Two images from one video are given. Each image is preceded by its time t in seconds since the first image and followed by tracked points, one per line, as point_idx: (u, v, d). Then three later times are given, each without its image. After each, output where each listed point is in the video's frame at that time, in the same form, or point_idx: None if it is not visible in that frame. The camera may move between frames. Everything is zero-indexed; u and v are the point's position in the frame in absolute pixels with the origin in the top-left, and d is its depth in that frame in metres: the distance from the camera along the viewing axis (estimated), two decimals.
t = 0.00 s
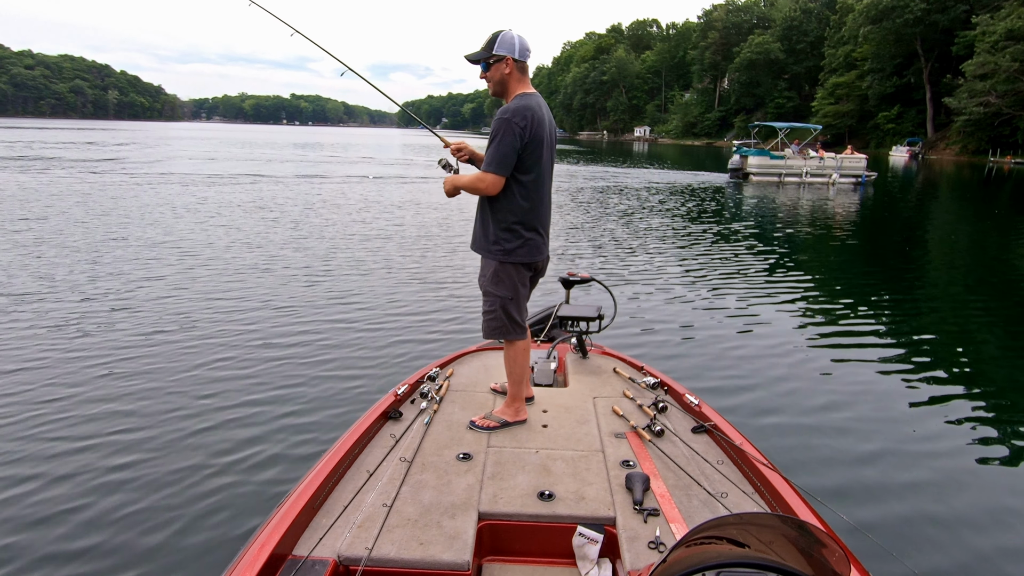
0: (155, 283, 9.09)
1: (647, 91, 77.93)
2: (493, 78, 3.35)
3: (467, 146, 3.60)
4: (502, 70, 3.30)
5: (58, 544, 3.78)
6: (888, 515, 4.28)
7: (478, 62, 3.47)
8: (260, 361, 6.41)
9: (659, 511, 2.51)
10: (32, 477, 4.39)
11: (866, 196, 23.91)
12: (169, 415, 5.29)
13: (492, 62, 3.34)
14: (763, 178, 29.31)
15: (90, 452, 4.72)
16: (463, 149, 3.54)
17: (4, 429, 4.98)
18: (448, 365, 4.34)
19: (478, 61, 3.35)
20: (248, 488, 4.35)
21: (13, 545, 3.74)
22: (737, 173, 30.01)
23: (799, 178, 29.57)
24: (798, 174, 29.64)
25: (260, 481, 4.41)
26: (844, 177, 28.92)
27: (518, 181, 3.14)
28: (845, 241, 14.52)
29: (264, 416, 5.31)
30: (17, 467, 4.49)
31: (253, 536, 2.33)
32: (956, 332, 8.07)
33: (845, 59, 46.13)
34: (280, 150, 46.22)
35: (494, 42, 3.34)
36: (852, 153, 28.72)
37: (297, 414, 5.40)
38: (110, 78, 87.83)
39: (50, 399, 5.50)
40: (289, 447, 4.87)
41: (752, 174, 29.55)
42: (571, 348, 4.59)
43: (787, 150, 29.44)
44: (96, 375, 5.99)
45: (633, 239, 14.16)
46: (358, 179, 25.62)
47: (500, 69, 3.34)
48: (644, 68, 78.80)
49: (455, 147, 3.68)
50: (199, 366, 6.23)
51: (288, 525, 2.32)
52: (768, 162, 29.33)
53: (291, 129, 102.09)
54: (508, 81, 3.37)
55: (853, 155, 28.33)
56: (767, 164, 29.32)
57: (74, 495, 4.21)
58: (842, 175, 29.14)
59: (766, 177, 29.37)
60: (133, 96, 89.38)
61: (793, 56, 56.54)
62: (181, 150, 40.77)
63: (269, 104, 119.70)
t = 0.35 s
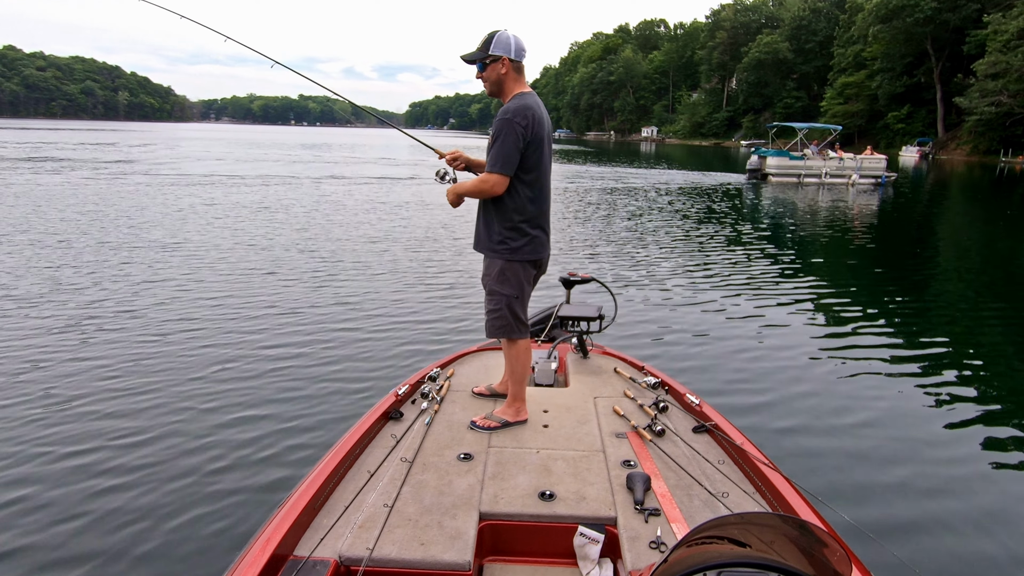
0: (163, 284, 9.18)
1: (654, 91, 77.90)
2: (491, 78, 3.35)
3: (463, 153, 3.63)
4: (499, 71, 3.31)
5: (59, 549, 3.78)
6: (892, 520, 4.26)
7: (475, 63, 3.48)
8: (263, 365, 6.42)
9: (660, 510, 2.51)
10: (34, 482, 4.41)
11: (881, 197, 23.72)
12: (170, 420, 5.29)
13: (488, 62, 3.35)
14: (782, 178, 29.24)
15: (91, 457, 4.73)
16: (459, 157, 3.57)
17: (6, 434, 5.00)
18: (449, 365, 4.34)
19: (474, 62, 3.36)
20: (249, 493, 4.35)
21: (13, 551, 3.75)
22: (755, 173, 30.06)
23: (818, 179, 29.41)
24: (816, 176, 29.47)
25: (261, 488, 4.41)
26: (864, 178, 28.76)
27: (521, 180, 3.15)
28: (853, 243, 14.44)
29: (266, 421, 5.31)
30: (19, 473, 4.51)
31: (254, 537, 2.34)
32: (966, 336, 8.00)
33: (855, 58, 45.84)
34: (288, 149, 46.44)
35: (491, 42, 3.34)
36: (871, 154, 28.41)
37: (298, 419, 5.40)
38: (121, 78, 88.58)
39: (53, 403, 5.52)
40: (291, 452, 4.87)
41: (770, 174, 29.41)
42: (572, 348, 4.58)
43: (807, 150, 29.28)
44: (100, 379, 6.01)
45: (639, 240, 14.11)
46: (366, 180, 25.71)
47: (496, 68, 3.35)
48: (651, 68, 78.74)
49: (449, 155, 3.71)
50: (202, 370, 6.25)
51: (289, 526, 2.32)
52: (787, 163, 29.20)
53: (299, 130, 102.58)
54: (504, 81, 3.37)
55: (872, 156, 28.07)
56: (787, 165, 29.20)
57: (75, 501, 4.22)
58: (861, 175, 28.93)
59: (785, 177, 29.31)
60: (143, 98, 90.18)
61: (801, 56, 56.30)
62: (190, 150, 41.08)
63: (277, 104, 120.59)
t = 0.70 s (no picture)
0: (170, 284, 9.25)
1: (662, 91, 77.79)
2: (489, 80, 3.37)
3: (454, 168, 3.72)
4: (498, 72, 3.33)
5: (54, 552, 3.77)
6: (897, 525, 4.22)
7: (473, 65, 3.50)
8: (264, 365, 6.41)
9: (661, 510, 2.51)
10: (32, 482, 4.41)
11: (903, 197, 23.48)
12: (171, 421, 5.29)
13: (487, 64, 3.37)
14: (800, 179, 28.99)
15: (90, 457, 4.73)
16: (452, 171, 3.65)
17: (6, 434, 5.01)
18: (450, 365, 4.35)
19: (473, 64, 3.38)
20: (247, 493, 4.33)
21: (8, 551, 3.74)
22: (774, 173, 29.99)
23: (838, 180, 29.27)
24: (836, 176, 29.30)
25: (259, 487, 4.41)
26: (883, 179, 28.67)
27: (524, 177, 3.17)
28: (862, 245, 14.34)
29: (265, 422, 5.30)
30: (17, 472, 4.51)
31: (255, 537, 2.34)
32: (977, 339, 7.93)
33: (864, 58, 45.57)
34: (296, 149, 46.64)
35: (488, 45, 3.38)
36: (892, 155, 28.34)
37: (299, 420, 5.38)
38: (131, 79, 89.24)
39: (54, 403, 5.52)
40: (291, 453, 4.86)
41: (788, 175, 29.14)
42: (572, 348, 4.58)
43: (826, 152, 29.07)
44: (101, 379, 6.01)
45: (646, 242, 14.07)
46: (373, 181, 25.78)
47: (494, 70, 3.37)
48: (658, 68, 78.61)
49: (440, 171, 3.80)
50: (203, 371, 6.25)
51: (290, 527, 2.33)
52: (806, 163, 28.92)
53: (307, 130, 103.00)
54: (503, 81, 3.39)
55: (893, 157, 27.98)
56: (805, 166, 28.90)
57: (73, 500, 4.22)
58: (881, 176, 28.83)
59: (803, 178, 29.01)
60: (153, 98, 90.82)
61: (810, 56, 56.06)
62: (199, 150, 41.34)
63: (285, 104, 121.17)
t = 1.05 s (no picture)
0: (176, 285, 9.30)
1: (669, 90, 77.59)
2: (487, 82, 3.41)
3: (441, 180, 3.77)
4: (495, 75, 3.38)
5: (51, 555, 3.76)
6: (902, 531, 4.20)
7: (471, 69, 3.56)
8: (265, 367, 6.41)
9: (661, 511, 2.51)
10: (31, 485, 4.42)
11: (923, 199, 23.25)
12: (170, 423, 5.29)
13: (485, 67, 3.42)
14: (820, 180, 28.63)
15: (89, 460, 4.74)
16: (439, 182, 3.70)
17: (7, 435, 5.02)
18: (449, 366, 4.37)
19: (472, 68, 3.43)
20: (245, 497, 4.32)
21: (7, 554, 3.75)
22: (793, 176, 29.84)
23: (856, 181, 28.99)
24: (855, 177, 29.01)
25: (261, 488, 4.44)
26: (904, 180, 28.52)
27: (527, 175, 3.20)
28: (872, 247, 14.21)
29: (265, 425, 5.29)
30: (16, 475, 4.52)
31: (255, 538, 2.35)
32: (986, 342, 7.88)
33: (874, 58, 45.24)
34: (302, 148, 46.74)
35: (487, 49, 3.42)
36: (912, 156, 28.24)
37: (299, 424, 5.37)
38: (140, 78, 89.85)
39: (54, 404, 5.53)
40: (291, 456, 4.85)
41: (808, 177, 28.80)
42: (572, 349, 4.58)
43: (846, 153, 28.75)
44: (102, 380, 6.02)
45: (651, 243, 14.01)
46: (379, 180, 25.83)
47: (494, 72, 3.41)
48: (666, 67, 78.41)
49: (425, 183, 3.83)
50: (204, 372, 6.25)
51: (290, 527, 2.34)
52: (825, 163, 28.60)
53: (313, 129, 103.29)
54: (502, 84, 3.43)
55: (913, 157, 27.84)
56: (825, 167, 28.58)
57: (72, 504, 4.22)
58: (901, 177, 28.68)
59: (823, 179, 28.69)
60: (161, 96, 91.34)
61: (820, 55, 55.74)
62: (207, 149, 41.54)
63: (292, 104, 121.65)
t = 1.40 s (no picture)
0: (182, 285, 9.38)
1: (677, 90, 77.45)
2: (484, 85, 3.42)
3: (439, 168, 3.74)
4: (492, 77, 3.39)
5: (49, 557, 3.76)
6: (905, 536, 4.18)
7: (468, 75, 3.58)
8: (266, 368, 6.41)
9: (660, 511, 2.50)
10: (30, 485, 4.43)
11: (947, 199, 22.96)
12: (170, 424, 5.30)
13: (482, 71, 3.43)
14: (839, 181, 28.75)
15: (95, 458, 4.78)
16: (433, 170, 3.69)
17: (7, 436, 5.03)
18: (449, 366, 4.37)
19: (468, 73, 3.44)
20: (243, 499, 4.31)
21: (13, 551, 3.79)
22: (811, 176, 29.91)
23: (875, 181, 29.02)
24: (875, 177, 28.99)
25: (265, 487, 4.47)
26: (923, 180, 28.30)
27: (530, 174, 3.24)
28: (880, 248, 14.11)
29: (265, 426, 5.29)
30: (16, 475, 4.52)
31: (255, 538, 2.36)
32: (994, 345, 7.84)
33: (883, 58, 44.98)
34: (310, 148, 46.93)
35: (482, 53, 3.45)
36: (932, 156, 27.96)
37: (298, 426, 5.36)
38: (150, 78, 90.47)
39: (56, 406, 5.54)
40: (291, 458, 4.84)
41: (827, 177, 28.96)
42: (572, 349, 4.59)
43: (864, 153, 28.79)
44: (104, 382, 6.04)
45: (657, 245, 13.95)
46: (386, 180, 25.93)
47: (489, 76, 3.43)
48: (673, 67, 78.26)
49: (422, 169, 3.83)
50: (205, 373, 6.26)
51: (289, 528, 2.34)
52: (845, 165, 28.66)
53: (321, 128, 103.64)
54: (499, 87, 3.46)
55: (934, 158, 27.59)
56: (846, 167, 28.67)
57: (71, 504, 4.23)
58: (920, 178, 28.48)
59: (842, 180, 28.79)
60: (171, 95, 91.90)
61: (828, 55, 55.48)
62: (214, 148, 41.78)
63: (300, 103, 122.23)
